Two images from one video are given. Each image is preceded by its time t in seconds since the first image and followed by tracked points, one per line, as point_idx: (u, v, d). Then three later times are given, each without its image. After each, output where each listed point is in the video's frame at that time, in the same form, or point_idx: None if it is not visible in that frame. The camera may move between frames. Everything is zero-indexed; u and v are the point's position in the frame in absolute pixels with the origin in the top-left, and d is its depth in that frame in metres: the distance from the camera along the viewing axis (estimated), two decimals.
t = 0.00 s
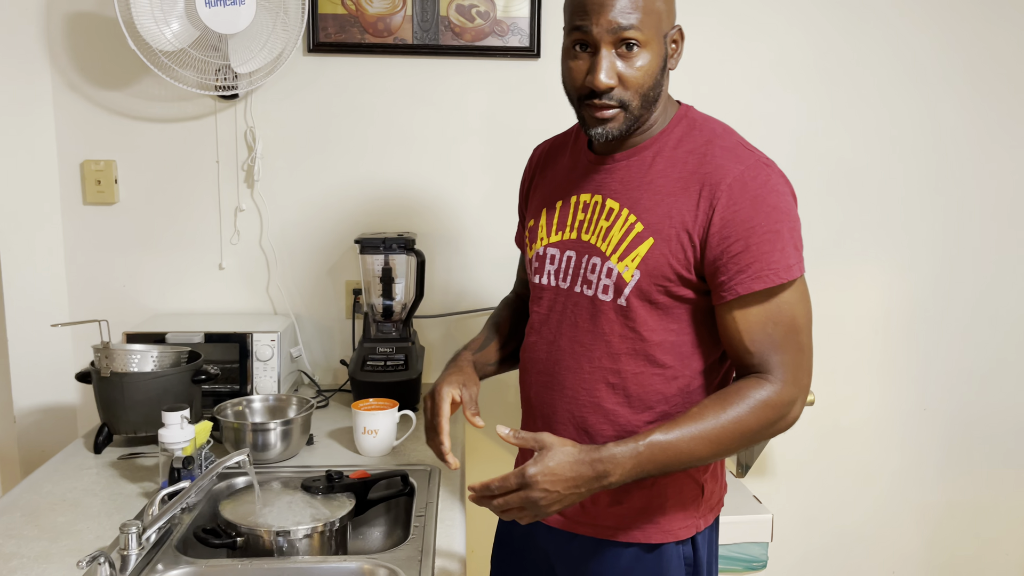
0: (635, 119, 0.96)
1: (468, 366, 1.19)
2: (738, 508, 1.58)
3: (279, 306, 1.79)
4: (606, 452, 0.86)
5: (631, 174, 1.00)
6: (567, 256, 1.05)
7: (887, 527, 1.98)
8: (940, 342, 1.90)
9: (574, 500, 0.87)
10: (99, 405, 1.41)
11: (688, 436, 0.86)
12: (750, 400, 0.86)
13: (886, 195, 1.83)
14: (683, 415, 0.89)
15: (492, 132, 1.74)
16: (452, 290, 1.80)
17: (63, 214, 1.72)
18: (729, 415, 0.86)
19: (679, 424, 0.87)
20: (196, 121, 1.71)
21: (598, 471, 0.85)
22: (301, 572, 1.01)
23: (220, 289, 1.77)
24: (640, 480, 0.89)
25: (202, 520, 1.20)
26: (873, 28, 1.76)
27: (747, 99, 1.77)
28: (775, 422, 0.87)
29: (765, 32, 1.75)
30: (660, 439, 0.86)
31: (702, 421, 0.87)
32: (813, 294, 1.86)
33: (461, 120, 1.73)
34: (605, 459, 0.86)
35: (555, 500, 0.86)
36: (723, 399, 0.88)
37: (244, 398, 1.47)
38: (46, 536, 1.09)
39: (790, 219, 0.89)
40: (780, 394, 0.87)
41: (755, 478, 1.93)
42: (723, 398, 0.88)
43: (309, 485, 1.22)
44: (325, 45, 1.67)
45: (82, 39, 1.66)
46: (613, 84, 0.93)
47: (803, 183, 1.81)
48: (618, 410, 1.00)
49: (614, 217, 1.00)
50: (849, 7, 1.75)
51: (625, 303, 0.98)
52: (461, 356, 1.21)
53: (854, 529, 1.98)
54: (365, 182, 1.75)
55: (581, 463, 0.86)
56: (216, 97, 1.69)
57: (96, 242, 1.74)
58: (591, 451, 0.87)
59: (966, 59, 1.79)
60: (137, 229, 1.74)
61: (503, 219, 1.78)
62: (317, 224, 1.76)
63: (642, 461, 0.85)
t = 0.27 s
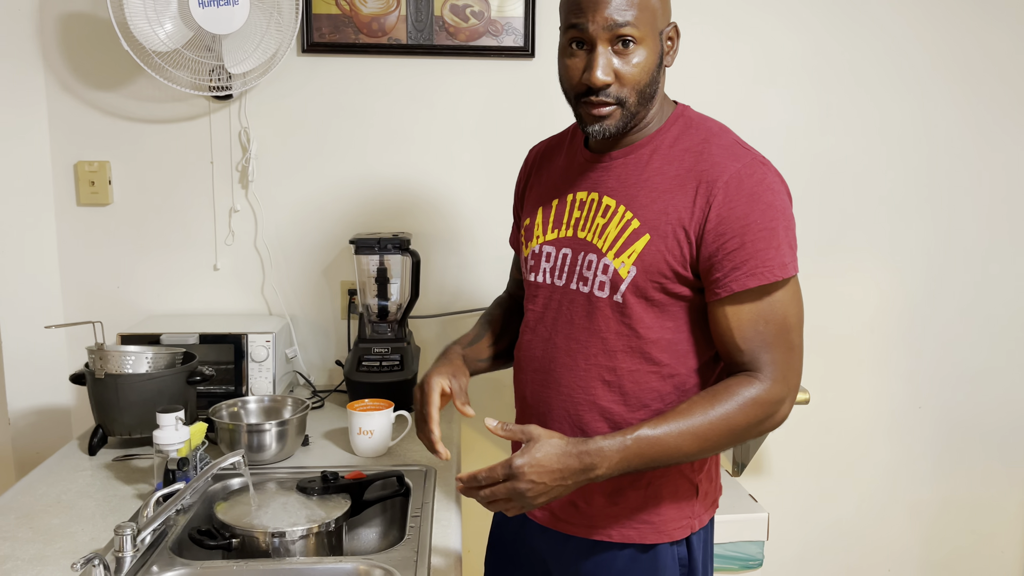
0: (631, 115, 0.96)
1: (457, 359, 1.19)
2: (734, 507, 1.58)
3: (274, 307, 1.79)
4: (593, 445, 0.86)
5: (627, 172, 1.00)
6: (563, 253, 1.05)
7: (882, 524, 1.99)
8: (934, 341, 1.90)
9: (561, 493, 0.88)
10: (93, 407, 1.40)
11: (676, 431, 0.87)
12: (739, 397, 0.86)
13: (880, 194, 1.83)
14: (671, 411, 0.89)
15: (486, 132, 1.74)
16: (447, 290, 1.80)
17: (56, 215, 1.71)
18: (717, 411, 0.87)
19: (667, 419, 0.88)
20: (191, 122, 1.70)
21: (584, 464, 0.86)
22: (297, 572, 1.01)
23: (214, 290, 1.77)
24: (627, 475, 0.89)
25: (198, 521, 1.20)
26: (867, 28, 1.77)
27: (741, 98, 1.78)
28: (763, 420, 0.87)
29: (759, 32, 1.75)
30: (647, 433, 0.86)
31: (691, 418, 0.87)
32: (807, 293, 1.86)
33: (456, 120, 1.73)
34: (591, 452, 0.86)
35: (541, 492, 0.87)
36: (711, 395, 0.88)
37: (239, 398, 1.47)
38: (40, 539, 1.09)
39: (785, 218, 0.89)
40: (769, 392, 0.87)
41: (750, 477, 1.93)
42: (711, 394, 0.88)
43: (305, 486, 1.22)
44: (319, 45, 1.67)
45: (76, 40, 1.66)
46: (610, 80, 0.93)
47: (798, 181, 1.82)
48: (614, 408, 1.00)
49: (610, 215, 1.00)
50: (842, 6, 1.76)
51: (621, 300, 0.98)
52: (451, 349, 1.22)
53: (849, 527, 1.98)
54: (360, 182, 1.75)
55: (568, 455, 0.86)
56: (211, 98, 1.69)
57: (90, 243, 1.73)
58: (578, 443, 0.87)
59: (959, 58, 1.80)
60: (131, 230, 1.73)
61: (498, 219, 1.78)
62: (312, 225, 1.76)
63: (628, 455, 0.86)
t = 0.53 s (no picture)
0: (606, 124, 0.96)
1: (402, 341, 1.19)
2: (731, 506, 1.58)
3: (271, 308, 1.79)
4: (600, 447, 0.84)
5: (625, 171, 1.00)
6: (561, 253, 1.05)
7: (878, 523, 1.99)
8: (930, 340, 1.91)
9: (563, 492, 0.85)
10: (89, 408, 1.40)
11: (680, 432, 0.86)
12: (741, 397, 0.87)
13: (875, 193, 1.84)
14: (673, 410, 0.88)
15: (482, 132, 1.74)
16: (444, 291, 1.80)
17: (52, 216, 1.71)
18: (720, 411, 0.86)
19: (672, 419, 0.87)
20: (186, 122, 1.70)
21: (591, 464, 0.83)
22: (293, 573, 1.01)
23: (210, 291, 1.77)
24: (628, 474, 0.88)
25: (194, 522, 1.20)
26: (862, 28, 1.77)
27: (737, 98, 1.78)
28: (764, 420, 0.88)
29: (754, 32, 1.75)
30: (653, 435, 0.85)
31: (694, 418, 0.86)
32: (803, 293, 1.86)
33: (452, 120, 1.73)
34: (598, 453, 0.84)
35: (545, 493, 0.84)
36: (714, 395, 0.88)
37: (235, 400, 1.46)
38: (36, 540, 1.09)
39: (784, 217, 0.89)
40: (769, 392, 0.87)
41: (747, 476, 1.93)
42: (714, 393, 0.88)
43: (301, 487, 1.22)
44: (316, 45, 1.67)
45: (71, 41, 1.65)
46: (582, 90, 0.93)
47: (793, 181, 1.82)
48: (613, 408, 1.00)
49: (609, 214, 1.00)
50: (838, 6, 1.76)
51: (620, 300, 0.98)
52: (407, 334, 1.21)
53: (846, 526, 1.99)
54: (356, 183, 1.75)
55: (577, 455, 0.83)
56: (207, 99, 1.69)
57: (86, 244, 1.73)
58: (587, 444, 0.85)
59: (954, 57, 1.80)
60: (127, 231, 1.73)
61: (494, 219, 1.78)
62: (308, 225, 1.76)
63: (634, 457, 0.85)
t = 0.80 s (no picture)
0: (561, 135, 0.99)
1: (452, 371, 1.20)
2: (730, 506, 1.58)
3: (269, 308, 1.79)
4: (607, 487, 0.84)
5: (620, 172, 1.00)
6: (559, 256, 1.05)
7: (877, 523, 1.99)
8: (928, 339, 1.91)
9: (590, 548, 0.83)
10: (87, 409, 1.40)
11: (683, 454, 0.85)
12: (741, 403, 0.86)
13: (873, 193, 1.84)
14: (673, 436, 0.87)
15: (481, 132, 1.74)
16: (443, 291, 1.80)
17: (50, 216, 1.71)
18: (719, 423, 0.86)
19: (671, 446, 0.86)
20: (185, 123, 1.70)
21: (603, 507, 0.83)
22: (292, 573, 1.01)
23: (209, 291, 1.77)
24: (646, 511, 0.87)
25: (193, 523, 1.20)
26: (860, 28, 1.77)
27: (735, 98, 1.78)
28: (769, 420, 0.87)
29: (752, 32, 1.76)
30: (657, 466, 0.85)
31: (695, 438, 0.86)
32: (802, 292, 1.87)
33: (450, 120, 1.73)
34: (607, 494, 0.83)
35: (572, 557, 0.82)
36: (711, 411, 0.87)
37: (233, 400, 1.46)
38: (35, 541, 1.09)
39: (780, 214, 0.90)
40: (770, 391, 0.87)
41: (746, 476, 1.93)
42: (712, 407, 0.88)
43: (300, 488, 1.22)
44: (314, 46, 1.67)
45: (69, 41, 1.65)
46: (529, 106, 0.98)
47: (792, 181, 1.82)
48: (614, 409, 1.00)
49: (606, 216, 1.00)
50: (836, 6, 1.76)
51: (619, 301, 0.98)
52: (445, 355, 1.23)
53: (844, 526, 1.99)
54: (355, 183, 1.75)
55: (584, 508, 0.83)
56: (205, 99, 1.68)
57: (84, 244, 1.73)
58: (590, 495, 0.84)
59: (953, 57, 1.80)
60: (125, 231, 1.73)
61: (493, 220, 1.78)
62: (306, 226, 1.76)
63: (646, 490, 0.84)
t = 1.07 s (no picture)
0: (546, 138, 1.00)
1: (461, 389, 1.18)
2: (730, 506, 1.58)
3: (269, 308, 1.79)
4: None
5: (608, 171, 1.00)
6: (552, 257, 1.05)
7: (877, 524, 1.99)
8: (927, 340, 1.91)
9: None
10: (87, 409, 1.40)
11: (717, 508, 0.90)
12: (741, 415, 0.88)
13: (873, 194, 1.84)
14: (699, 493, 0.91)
15: (481, 132, 1.74)
16: (442, 291, 1.80)
17: (50, 216, 1.71)
18: (727, 452, 0.89)
19: (705, 512, 0.90)
20: (184, 123, 1.70)
21: None
22: (292, 573, 1.01)
23: (209, 291, 1.77)
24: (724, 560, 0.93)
25: (193, 523, 1.20)
26: (859, 29, 1.78)
27: (734, 99, 1.78)
28: (771, 414, 0.89)
29: (751, 33, 1.76)
30: (706, 539, 0.89)
31: (719, 486, 0.90)
32: (802, 292, 1.87)
33: (450, 120, 1.73)
34: None
35: None
36: (716, 447, 0.90)
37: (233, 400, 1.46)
38: (34, 540, 1.09)
39: (766, 207, 0.89)
40: (763, 391, 0.88)
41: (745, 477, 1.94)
42: (715, 448, 0.90)
43: (300, 488, 1.22)
44: (314, 46, 1.67)
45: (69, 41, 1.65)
46: (513, 109, 0.98)
47: (791, 182, 1.82)
48: (612, 408, 1.00)
49: (595, 216, 1.00)
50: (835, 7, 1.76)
51: (612, 300, 0.98)
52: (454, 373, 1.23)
53: (844, 526, 1.99)
54: (354, 183, 1.75)
55: None
56: (205, 99, 1.68)
57: (84, 244, 1.73)
58: None
59: (952, 58, 1.80)
60: (125, 231, 1.73)
61: (493, 220, 1.78)
62: (306, 226, 1.76)
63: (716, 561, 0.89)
